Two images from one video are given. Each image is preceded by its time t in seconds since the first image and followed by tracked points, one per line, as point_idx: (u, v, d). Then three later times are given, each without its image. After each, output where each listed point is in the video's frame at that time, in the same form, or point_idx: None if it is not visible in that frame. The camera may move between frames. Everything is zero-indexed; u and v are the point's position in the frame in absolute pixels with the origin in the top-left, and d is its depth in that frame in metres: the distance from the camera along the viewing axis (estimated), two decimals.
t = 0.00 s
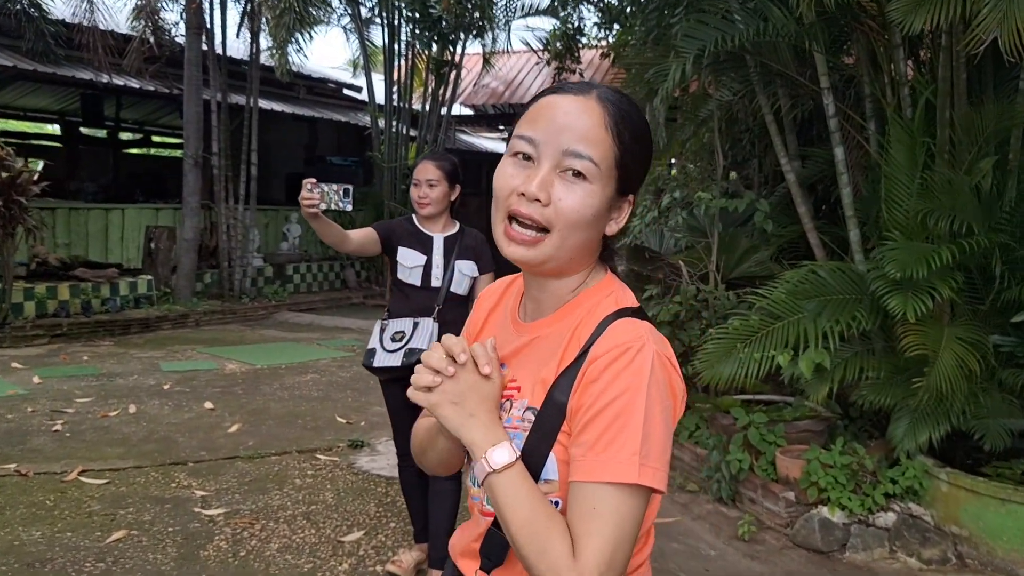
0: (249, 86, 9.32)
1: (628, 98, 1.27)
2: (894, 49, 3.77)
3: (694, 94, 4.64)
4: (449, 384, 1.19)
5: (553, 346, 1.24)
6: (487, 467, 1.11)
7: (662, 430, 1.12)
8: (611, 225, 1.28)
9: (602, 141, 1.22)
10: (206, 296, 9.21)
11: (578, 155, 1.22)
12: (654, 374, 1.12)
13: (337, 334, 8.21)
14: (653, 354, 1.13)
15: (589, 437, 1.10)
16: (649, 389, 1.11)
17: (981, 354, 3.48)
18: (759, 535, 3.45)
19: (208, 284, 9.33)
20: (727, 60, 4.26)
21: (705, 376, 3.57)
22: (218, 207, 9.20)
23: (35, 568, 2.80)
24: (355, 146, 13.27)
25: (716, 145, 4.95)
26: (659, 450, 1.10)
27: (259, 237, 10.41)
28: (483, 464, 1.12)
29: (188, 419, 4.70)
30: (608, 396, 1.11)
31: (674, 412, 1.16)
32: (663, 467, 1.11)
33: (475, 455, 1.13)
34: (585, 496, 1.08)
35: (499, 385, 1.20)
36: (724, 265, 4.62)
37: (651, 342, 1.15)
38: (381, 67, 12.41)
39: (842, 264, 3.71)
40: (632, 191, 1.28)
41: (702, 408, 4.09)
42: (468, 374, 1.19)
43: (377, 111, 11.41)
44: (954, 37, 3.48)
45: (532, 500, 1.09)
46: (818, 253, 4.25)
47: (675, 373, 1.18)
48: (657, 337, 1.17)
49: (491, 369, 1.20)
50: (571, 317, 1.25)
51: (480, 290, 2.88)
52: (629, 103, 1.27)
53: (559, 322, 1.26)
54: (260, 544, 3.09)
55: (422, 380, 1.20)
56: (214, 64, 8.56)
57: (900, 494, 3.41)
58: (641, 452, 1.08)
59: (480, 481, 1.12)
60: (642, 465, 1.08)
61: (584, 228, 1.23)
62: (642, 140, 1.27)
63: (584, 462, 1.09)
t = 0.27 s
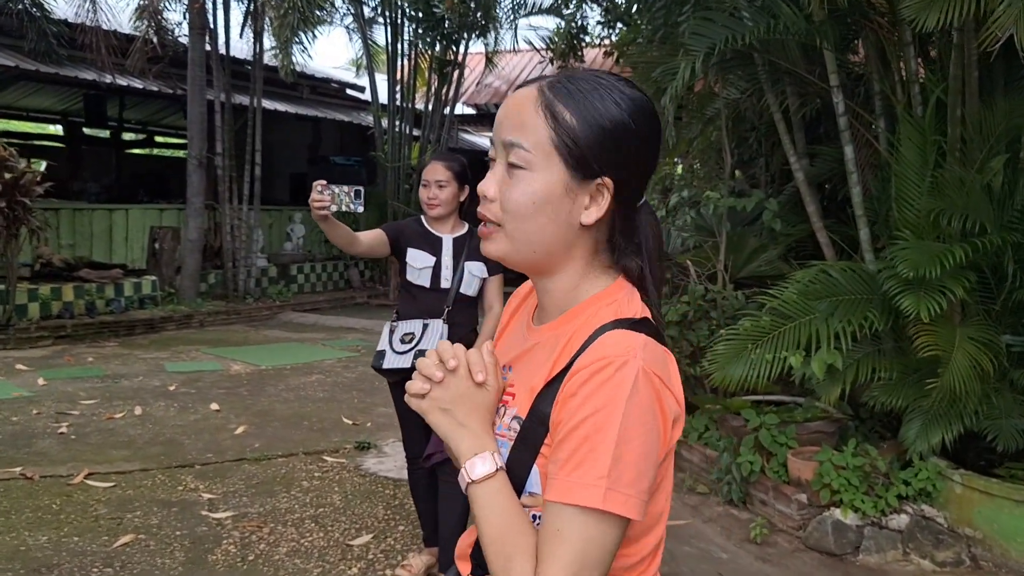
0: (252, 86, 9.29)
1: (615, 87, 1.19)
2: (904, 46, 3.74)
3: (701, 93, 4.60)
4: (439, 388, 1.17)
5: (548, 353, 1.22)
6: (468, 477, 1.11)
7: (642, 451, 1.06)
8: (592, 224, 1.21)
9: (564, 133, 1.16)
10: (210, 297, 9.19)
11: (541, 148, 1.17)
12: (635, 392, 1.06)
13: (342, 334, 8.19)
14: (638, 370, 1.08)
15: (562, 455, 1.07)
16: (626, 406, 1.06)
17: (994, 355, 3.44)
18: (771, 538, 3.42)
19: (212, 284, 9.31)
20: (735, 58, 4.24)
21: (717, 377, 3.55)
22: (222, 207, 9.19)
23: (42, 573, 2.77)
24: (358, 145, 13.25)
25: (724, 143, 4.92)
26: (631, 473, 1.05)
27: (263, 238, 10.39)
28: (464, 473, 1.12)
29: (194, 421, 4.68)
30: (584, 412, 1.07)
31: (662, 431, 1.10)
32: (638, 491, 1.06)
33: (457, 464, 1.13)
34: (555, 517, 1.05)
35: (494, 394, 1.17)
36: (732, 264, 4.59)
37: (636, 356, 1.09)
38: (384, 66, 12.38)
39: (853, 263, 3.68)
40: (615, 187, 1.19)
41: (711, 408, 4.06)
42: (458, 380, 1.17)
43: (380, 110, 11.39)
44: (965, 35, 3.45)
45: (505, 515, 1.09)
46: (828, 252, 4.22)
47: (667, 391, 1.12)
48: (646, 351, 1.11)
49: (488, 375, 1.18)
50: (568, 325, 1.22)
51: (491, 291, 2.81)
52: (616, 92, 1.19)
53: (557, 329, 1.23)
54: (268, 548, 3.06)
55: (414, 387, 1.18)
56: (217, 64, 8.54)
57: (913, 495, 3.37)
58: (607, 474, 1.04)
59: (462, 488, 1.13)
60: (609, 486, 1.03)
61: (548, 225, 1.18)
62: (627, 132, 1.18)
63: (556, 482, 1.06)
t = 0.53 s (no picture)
0: (257, 84, 9.24)
1: (615, 80, 1.14)
2: (922, 40, 3.69)
3: (713, 88, 4.55)
4: (453, 374, 1.21)
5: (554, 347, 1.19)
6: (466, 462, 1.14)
7: (615, 464, 1.00)
8: (576, 219, 1.17)
9: (540, 125, 1.15)
10: (215, 295, 9.16)
11: (526, 140, 1.16)
12: (608, 399, 1.00)
13: (348, 333, 8.15)
14: (615, 376, 1.02)
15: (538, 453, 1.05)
16: (599, 413, 1.00)
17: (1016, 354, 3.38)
18: (789, 539, 3.37)
19: (217, 283, 9.27)
20: (748, 53, 4.18)
21: (733, 376, 3.50)
22: (227, 206, 9.15)
23: None
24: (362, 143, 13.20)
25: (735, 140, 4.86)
26: (597, 483, 1.00)
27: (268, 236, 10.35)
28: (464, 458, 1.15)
29: (202, 421, 4.64)
30: (557, 413, 1.03)
31: (645, 442, 1.03)
32: (605, 499, 1.00)
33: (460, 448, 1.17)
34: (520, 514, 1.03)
35: (508, 384, 1.19)
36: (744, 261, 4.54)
37: (617, 362, 1.03)
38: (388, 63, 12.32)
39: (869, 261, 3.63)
40: (599, 182, 1.14)
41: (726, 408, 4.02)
42: (471, 368, 1.20)
43: (384, 108, 11.34)
44: (985, 29, 3.39)
45: (491, 502, 1.11)
46: (842, 249, 4.17)
47: (652, 400, 1.04)
48: (633, 358, 1.04)
49: (500, 365, 1.19)
50: (572, 322, 1.17)
51: (505, 290, 2.83)
52: (612, 85, 1.14)
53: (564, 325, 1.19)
54: (280, 551, 3.02)
55: (436, 370, 1.23)
56: (220, 62, 8.48)
57: (932, 495, 3.34)
58: (565, 480, 0.99)
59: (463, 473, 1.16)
60: (569, 494, 0.99)
61: (527, 216, 1.17)
62: (617, 127, 1.13)
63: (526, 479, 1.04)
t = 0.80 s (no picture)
0: (258, 81, 9.18)
1: (617, 93, 1.16)
2: (938, 32, 3.63)
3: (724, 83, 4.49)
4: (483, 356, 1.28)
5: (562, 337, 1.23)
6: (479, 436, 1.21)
7: (575, 445, 1.04)
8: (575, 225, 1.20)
9: (543, 133, 1.19)
10: (218, 294, 9.11)
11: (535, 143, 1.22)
12: (569, 381, 1.04)
13: (352, 331, 8.10)
14: (579, 361, 1.05)
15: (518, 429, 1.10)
16: (562, 395, 1.04)
17: None
18: (807, 540, 3.32)
19: (221, 281, 9.22)
20: (760, 47, 4.12)
21: (749, 374, 3.46)
22: (229, 204, 9.09)
23: None
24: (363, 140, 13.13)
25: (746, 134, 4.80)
26: (556, 462, 1.03)
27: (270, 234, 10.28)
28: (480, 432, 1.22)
29: (208, 422, 4.59)
30: (532, 391, 1.08)
31: (607, 426, 1.06)
32: (559, 475, 1.04)
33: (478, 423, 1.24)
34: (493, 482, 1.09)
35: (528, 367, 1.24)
36: (756, 258, 4.48)
37: (584, 349, 1.06)
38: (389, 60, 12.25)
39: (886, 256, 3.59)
40: (595, 191, 1.16)
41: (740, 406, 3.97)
42: (497, 353, 1.25)
43: (386, 104, 11.27)
44: (1005, 20, 3.33)
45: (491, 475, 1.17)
46: (856, 245, 4.12)
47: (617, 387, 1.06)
48: (602, 347, 1.07)
49: (521, 350, 1.24)
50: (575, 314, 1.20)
51: (519, 290, 2.78)
52: (613, 98, 1.15)
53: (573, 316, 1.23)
54: (291, 555, 2.97)
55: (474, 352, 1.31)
56: (222, 59, 8.42)
57: (952, 494, 3.28)
58: (525, 457, 1.04)
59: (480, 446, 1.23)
60: (528, 469, 1.04)
61: (538, 220, 1.23)
62: (609, 131, 1.15)
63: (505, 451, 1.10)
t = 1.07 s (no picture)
0: (264, 76, 9.13)
1: (618, 92, 1.22)
2: (959, 24, 3.56)
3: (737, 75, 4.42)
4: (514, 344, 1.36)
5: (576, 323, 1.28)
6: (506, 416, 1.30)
7: (565, 417, 1.10)
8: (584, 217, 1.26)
9: (554, 132, 1.27)
10: (225, 291, 9.08)
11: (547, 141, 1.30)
12: (557, 355, 1.10)
13: (360, 328, 8.07)
14: (566, 339, 1.11)
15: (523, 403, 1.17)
16: (552, 370, 1.10)
17: None
18: (825, 539, 3.27)
19: (228, 278, 9.19)
20: (775, 39, 4.05)
21: (765, 370, 3.40)
22: (236, 200, 9.05)
23: None
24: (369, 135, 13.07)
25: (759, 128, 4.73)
26: (548, 433, 1.10)
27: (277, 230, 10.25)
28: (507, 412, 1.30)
29: (216, 421, 4.55)
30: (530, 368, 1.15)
31: (595, 399, 1.11)
32: (550, 445, 1.10)
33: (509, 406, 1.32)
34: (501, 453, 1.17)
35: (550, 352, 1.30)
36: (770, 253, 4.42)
37: (573, 327, 1.11)
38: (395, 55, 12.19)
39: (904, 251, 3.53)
40: (600, 184, 1.22)
41: (755, 404, 3.92)
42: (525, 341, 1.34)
43: (392, 99, 11.21)
44: None
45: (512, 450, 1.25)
46: (873, 239, 4.06)
47: (603, 362, 1.11)
48: (591, 324, 1.12)
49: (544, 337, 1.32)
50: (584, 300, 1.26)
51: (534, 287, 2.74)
52: (613, 97, 1.22)
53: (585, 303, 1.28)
54: (303, 556, 2.93)
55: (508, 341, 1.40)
56: (228, 55, 8.37)
57: (973, 493, 3.24)
58: (520, 428, 1.10)
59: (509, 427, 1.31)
60: (522, 438, 1.10)
61: (553, 213, 1.30)
62: (606, 126, 1.21)
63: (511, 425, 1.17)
